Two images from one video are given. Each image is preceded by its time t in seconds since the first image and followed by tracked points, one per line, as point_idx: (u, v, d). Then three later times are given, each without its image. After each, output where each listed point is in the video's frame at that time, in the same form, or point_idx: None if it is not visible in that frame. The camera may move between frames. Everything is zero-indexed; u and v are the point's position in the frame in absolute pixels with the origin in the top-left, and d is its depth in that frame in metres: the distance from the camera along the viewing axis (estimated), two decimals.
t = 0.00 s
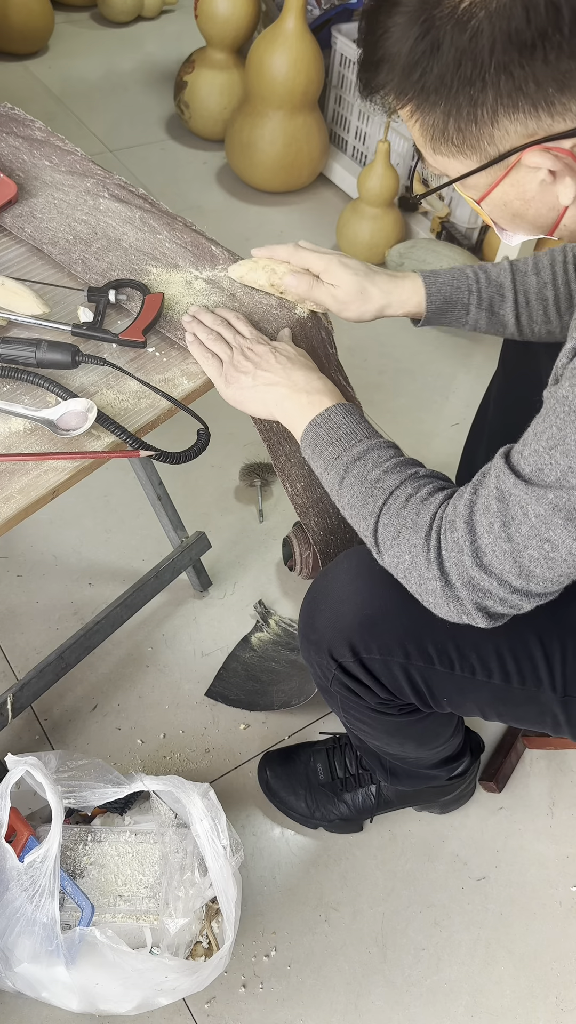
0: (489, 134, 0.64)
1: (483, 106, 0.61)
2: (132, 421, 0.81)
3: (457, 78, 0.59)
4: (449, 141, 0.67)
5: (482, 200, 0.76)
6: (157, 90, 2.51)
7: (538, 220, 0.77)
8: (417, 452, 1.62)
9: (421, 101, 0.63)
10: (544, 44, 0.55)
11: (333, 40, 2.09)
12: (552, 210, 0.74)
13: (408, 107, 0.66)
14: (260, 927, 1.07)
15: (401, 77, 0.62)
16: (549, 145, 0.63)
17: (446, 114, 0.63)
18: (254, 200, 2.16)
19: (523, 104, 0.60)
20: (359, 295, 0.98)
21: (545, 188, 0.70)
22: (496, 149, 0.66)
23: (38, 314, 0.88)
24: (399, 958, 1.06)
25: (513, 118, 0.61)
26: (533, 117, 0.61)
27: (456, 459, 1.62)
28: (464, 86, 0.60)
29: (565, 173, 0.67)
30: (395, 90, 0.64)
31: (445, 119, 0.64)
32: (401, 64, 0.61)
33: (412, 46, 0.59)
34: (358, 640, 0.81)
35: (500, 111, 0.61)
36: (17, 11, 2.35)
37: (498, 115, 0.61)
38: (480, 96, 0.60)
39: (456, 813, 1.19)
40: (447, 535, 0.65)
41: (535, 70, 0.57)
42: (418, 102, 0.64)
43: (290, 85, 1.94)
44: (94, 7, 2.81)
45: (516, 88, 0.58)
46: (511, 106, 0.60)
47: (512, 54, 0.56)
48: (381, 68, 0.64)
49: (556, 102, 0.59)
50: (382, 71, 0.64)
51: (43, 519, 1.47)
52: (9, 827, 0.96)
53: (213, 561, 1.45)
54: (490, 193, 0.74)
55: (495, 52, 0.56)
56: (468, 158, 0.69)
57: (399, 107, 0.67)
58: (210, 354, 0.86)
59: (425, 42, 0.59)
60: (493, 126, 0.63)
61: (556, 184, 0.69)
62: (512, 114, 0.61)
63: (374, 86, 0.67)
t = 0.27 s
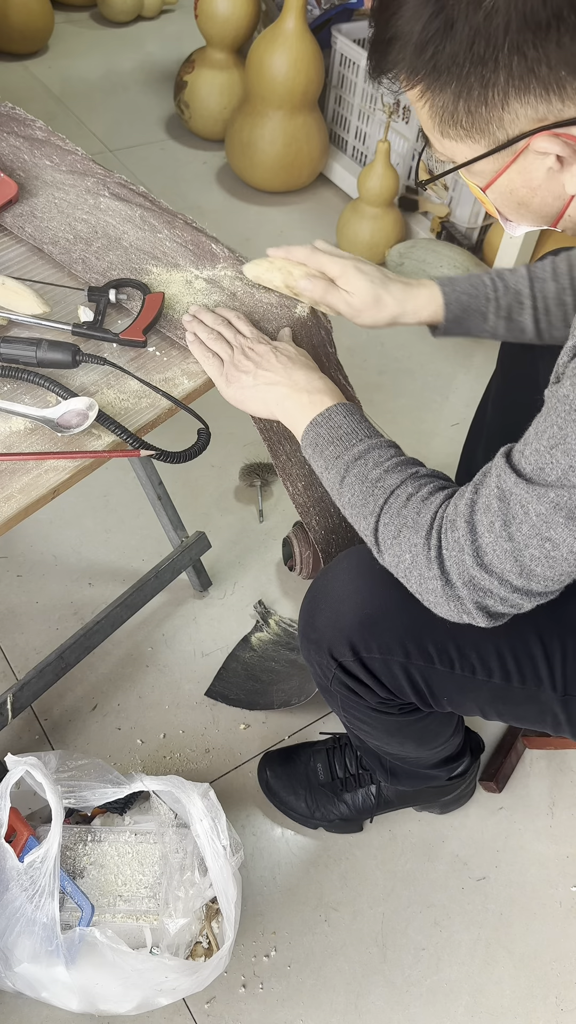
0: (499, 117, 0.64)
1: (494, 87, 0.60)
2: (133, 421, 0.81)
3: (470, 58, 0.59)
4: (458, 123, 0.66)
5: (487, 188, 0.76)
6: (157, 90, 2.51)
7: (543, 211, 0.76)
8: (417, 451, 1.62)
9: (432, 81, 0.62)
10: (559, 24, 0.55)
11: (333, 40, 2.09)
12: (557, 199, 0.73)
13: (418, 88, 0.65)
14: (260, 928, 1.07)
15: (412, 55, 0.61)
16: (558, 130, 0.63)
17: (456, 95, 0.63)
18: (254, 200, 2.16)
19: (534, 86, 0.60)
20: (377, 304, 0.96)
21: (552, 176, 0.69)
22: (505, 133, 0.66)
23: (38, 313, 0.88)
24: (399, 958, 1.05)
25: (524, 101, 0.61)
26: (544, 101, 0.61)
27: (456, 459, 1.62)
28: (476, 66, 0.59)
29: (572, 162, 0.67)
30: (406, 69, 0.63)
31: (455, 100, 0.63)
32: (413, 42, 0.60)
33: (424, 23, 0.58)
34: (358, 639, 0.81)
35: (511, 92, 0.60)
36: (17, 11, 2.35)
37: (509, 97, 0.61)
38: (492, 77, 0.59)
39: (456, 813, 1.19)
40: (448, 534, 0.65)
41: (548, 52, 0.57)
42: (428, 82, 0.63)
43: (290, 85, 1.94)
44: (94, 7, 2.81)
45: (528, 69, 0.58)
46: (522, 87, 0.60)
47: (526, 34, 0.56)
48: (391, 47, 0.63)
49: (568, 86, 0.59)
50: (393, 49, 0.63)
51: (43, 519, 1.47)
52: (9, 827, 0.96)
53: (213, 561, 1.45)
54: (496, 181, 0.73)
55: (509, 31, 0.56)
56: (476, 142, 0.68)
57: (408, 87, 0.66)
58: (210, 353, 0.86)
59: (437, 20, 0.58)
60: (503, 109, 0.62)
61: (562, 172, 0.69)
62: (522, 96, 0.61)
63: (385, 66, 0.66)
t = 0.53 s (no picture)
0: (501, 113, 0.64)
1: (497, 84, 0.60)
2: (133, 421, 0.81)
3: (474, 55, 0.58)
4: (461, 119, 0.66)
5: (488, 186, 0.77)
6: (157, 90, 2.51)
7: (543, 210, 0.78)
8: (417, 452, 1.62)
9: (435, 78, 0.62)
10: (563, 23, 0.55)
11: (333, 40, 2.09)
12: (558, 198, 0.74)
13: (420, 83, 0.65)
14: (260, 927, 1.07)
15: (416, 50, 0.61)
16: (561, 129, 0.64)
17: (460, 91, 0.62)
18: (254, 200, 2.16)
19: (537, 84, 0.60)
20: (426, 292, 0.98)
21: (553, 174, 0.71)
22: (507, 131, 0.66)
23: (39, 313, 0.88)
24: (399, 959, 1.05)
25: (526, 98, 0.61)
26: (547, 98, 0.61)
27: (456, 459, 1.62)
28: (480, 62, 0.59)
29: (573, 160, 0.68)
30: (410, 64, 0.63)
31: (458, 97, 0.63)
32: (418, 38, 0.60)
33: (429, 21, 0.58)
34: (357, 638, 0.81)
35: (514, 89, 0.60)
36: (17, 11, 2.35)
37: (511, 94, 0.61)
38: (495, 74, 0.59)
39: (456, 813, 1.19)
40: (447, 535, 0.65)
41: (552, 49, 0.57)
42: (432, 78, 0.63)
43: (289, 85, 1.94)
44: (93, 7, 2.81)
45: (532, 67, 0.58)
46: (525, 85, 0.60)
47: (531, 32, 0.56)
48: (396, 42, 0.63)
49: (571, 84, 0.59)
50: (397, 45, 0.63)
51: (44, 519, 1.47)
52: (9, 827, 0.96)
53: (213, 561, 1.45)
54: (498, 179, 0.74)
55: (513, 29, 0.56)
56: (478, 139, 0.69)
57: (410, 82, 0.66)
58: (210, 353, 0.86)
59: (442, 17, 0.57)
60: (506, 106, 0.63)
61: (564, 170, 0.70)
62: (525, 94, 0.61)
63: (392, 58, 0.65)
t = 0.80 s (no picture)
0: (503, 92, 0.64)
1: (501, 61, 0.60)
2: (133, 420, 0.81)
3: (479, 30, 0.58)
4: (464, 93, 0.66)
5: (488, 162, 0.78)
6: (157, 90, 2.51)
7: (539, 192, 0.80)
8: (417, 451, 1.62)
9: (440, 49, 0.62)
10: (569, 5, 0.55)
11: (333, 40, 2.09)
12: (555, 182, 0.76)
13: (426, 52, 0.65)
14: (260, 927, 1.07)
15: (424, 18, 0.60)
16: (560, 113, 0.65)
17: (464, 65, 0.62)
18: (254, 200, 2.16)
19: (540, 66, 0.60)
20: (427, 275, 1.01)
21: (552, 157, 0.72)
22: (508, 109, 0.67)
23: (39, 313, 0.88)
24: (399, 959, 1.05)
25: (528, 79, 0.61)
26: (548, 80, 0.61)
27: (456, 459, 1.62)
28: (485, 38, 0.59)
29: (571, 145, 0.69)
30: (417, 30, 0.62)
31: (462, 70, 0.63)
32: (426, 6, 0.59)
33: None
34: (356, 640, 0.81)
35: (517, 69, 0.61)
36: (17, 11, 2.35)
37: (514, 73, 0.61)
38: (500, 51, 0.59)
39: (456, 813, 1.19)
40: (448, 540, 0.65)
41: (556, 32, 0.57)
42: (437, 48, 0.62)
43: (290, 86, 1.94)
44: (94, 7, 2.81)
45: (535, 48, 0.58)
46: (528, 65, 0.60)
47: (537, 11, 0.56)
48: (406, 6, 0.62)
49: (573, 67, 0.60)
50: (406, 10, 0.62)
51: (44, 519, 1.47)
52: (9, 827, 0.96)
53: (213, 561, 1.45)
54: (497, 156, 0.76)
55: (519, 7, 0.56)
56: (481, 115, 0.69)
57: (417, 48, 0.65)
58: (210, 352, 0.86)
59: None
60: (508, 85, 0.63)
61: (562, 155, 0.71)
62: (528, 74, 0.61)
63: (402, 25, 0.64)
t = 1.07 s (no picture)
0: (508, 69, 0.65)
1: (508, 34, 0.62)
2: (133, 420, 0.81)
3: None
4: (470, 69, 0.68)
5: (490, 142, 0.79)
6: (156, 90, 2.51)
7: (541, 178, 0.81)
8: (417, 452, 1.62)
9: (449, 20, 0.64)
10: None
11: (333, 41, 2.09)
12: (557, 166, 0.77)
13: (435, 26, 0.67)
14: (260, 927, 1.07)
15: None
16: (563, 94, 0.66)
17: (471, 37, 0.64)
18: (254, 200, 2.16)
19: (546, 43, 0.62)
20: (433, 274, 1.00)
21: (555, 139, 0.73)
22: (513, 88, 0.68)
23: (38, 313, 0.88)
24: (399, 959, 1.05)
25: (534, 56, 0.63)
26: (554, 59, 0.63)
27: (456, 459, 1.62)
28: (493, 6, 0.61)
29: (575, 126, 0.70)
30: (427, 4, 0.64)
31: (469, 43, 0.65)
32: None
33: None
34: (356, 639, 0.81)
35: (523, 43, 0.62)
36: (17, 11, 2.35)
37: (520, 49, 0.63)
38: (507, 22, 0.61)
39: (455, 813, 1.19)
40: (445, 538, 0.65)
41: (563, 5, 0.59)
42: (446, 19, 0.64)
43: (289, 85, 1.94)
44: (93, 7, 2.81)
45: (542, 21, 0.60)
46: (534, 40, 0.62)
47: None
48: None
49: None
50: None
51: (44, 519, 1.46)
52: (9, 827, 0.96)
53: (213, 562, 1.45)
54: (499, 139, 0.76)
55: None
56: (484, 93, 0.71)
57: (427, 23, 0.68)
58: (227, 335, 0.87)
59: None
60: (513, 61, 0.64)
61: (564, 138, 0.72)
62: (533, 51, 0.63)
63: None
